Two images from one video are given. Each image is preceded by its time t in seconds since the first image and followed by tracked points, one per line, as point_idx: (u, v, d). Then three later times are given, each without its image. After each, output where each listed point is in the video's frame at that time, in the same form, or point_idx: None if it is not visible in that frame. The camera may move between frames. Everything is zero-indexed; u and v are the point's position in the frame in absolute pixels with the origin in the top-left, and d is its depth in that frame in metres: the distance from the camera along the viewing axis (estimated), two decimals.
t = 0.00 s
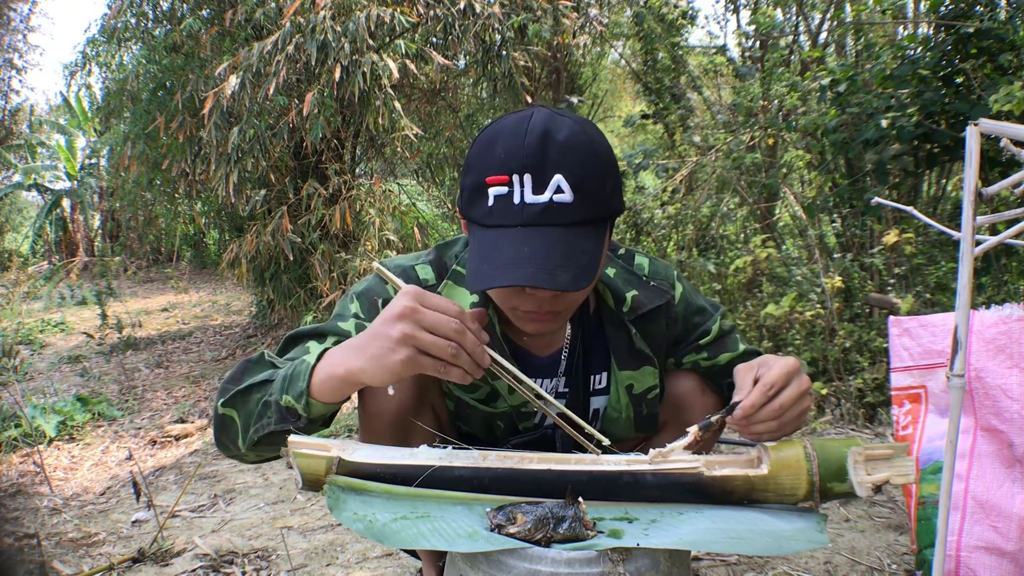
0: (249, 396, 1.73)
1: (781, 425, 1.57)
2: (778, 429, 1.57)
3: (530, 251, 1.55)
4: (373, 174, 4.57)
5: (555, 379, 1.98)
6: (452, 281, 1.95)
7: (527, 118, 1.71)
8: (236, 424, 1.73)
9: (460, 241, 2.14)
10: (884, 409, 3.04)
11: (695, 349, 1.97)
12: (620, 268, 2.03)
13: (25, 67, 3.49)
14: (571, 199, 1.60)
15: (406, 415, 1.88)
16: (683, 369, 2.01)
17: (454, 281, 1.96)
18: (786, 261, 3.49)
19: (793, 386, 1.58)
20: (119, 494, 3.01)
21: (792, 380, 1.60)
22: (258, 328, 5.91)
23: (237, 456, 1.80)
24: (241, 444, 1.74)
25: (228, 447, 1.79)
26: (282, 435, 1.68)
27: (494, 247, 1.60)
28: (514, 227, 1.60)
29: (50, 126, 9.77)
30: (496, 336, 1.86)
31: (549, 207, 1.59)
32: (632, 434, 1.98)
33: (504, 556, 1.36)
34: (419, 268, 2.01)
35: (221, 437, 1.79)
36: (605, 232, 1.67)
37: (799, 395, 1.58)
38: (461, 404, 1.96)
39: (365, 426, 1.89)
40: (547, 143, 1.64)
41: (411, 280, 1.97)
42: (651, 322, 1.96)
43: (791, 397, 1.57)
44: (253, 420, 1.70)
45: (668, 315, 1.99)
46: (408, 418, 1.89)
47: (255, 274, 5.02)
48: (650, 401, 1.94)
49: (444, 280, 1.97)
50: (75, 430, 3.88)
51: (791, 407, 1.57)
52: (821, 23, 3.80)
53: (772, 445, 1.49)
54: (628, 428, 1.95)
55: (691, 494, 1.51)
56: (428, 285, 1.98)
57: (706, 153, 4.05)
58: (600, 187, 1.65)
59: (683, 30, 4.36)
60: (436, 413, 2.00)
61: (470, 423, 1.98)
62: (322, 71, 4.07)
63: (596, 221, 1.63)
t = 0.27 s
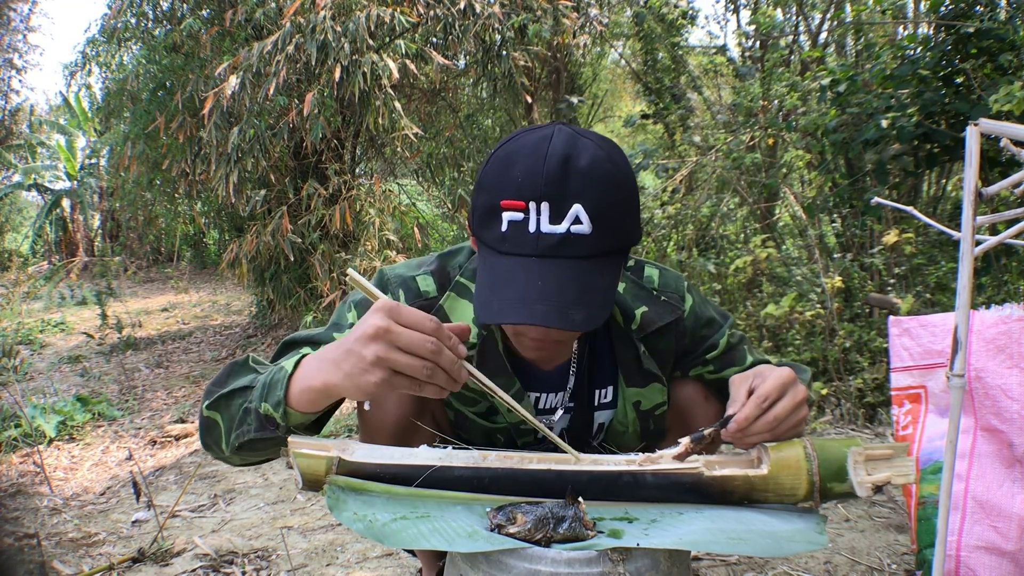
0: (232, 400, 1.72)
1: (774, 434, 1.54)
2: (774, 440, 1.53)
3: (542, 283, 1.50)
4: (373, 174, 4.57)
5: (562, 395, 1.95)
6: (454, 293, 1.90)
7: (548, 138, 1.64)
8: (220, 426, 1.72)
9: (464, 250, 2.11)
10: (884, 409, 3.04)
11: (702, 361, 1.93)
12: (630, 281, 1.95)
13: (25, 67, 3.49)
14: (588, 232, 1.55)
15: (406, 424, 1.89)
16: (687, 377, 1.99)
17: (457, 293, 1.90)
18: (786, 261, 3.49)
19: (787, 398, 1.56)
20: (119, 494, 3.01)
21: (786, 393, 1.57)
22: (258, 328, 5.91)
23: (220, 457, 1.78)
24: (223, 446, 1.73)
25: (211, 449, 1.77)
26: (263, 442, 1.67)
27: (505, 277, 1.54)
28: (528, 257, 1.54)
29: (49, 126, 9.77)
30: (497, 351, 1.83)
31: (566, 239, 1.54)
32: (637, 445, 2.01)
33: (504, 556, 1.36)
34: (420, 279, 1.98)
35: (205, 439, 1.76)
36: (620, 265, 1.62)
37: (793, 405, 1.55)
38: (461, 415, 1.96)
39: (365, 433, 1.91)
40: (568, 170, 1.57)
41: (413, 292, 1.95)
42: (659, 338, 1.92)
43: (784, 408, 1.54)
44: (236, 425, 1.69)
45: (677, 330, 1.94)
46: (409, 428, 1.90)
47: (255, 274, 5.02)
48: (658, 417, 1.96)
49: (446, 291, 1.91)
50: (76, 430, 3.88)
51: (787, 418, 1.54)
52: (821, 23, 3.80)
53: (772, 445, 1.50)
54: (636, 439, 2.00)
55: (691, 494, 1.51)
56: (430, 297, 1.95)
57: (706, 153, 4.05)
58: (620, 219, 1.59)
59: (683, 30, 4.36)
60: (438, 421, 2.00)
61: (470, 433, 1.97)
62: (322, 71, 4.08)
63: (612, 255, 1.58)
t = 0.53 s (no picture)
0: (227, 390, 1.72)
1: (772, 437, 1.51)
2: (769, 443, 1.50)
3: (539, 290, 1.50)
4: (373, 174, 4.57)
5: (558, 398, 1.94)
6: (451, 294, 1.90)
7: (545, 144, 1.64)
8: (212, 416, 1.71)
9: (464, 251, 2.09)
10: (884, 409, 3.04)
11: (700, 363, 1.92)
12: (629, 284, 1.95)
13: (25, 67, 3.49)
14: (585, 240, 1.54)
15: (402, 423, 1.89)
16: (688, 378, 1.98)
17: (454, 294, 1.90)
18: (786, 261, 3.49)
19: (785, 401, 1.53)
20: (119, 494, 3.01)
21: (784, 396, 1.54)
22: (258, 328, 5.91)
23: (213, 449, 1.77)
24: (214, 436, 1.72)
25: (204, 440, 1.76)
26: (252, 434, 1.65)
27: (501, 284, 1.54)
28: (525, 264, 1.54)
29: (49, 126, 9.77)
30: (493, 358, 1.83)
31: (563, 247, 1.53)
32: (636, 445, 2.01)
33: (504, 556, 1.36)
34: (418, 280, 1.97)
35: (199, 428, 1.76)
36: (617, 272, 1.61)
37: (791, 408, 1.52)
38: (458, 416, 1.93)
39: (364, 434, 1.91)
40: (565, 176, 1.57)
41: (411, 293, 1.94)
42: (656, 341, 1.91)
43: (783, 412, 1.51)
44: (227, 415, 1.68)
45: (676, 334, 1.93)
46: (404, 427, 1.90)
47: (255, 274, 5.02)
48: (655, 419, 1.95)
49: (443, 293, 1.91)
50: (75, 430, 3.88)
51: (784, 421, 1.50)
52: (821, 23, 3.80)
53: (772, 445, 1.50)
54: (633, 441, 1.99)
55: (691, 494, 1.51)
56: (427, 299, 1.93)
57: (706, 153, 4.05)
58: (617, 227, 1.59)
59: (683, 30, 4.35)
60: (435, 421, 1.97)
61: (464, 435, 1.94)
62: (322, 71, 4.08)
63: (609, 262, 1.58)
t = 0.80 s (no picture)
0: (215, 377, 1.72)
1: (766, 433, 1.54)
2: (763, 436, 1.53)
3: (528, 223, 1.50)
4: (373, 174, 4.57)
5: (552, 386, 1.95)
6: (448, 283, 1.91)
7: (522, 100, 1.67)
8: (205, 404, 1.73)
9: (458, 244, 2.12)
10: (883, 409, 3.04)
11: (694, 357, 1.94)
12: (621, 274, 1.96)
13: (25, 67, 3.49)
14: (571, 171, 1.56)
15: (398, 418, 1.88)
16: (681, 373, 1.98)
17: (451, 283, 1.92)
18: (786, 261, 3.49)
19: (781, 392, 1.54)
20: (119, 494, 3.01)
21: (780, 388, 1.56)
22: (258, 328, 5.92)
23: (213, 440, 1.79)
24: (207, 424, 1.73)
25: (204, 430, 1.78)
26: (234, 417, 1.66)
27: (493, 228, 1.54)
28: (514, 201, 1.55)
29: (49, 126, 9.76)
30: (490, 341, 1.86)
31: (549, 181, 1.55)
32: (630, 439, 1.96)
33: (504, 556, 1.36)
34: (414, 271, 1.99)
35: (199, 419, 1.79)
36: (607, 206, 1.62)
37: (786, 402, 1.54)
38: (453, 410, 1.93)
39: (363, 432, 1.91)
40: (543, 118, 1.59)
41: (406, 283, 1.95)
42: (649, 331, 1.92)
43: (778, 405, 1.53)
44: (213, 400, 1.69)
45: (668, 324, 1.93)
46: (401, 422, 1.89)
47: (255, 274, 5.02)
48: (648, 410, 1.91)
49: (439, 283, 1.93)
50: (76, 430, 3.88)
51: (779, 414, 1.53)
52: (821, 23, 3.81)
53: (772, 445, 1.50)
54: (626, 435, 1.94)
55: (691, 494, 1.51)
56: (423, 289, 1.95)
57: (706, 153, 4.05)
58: (601, 159, 1.61)
59: (683, 30, 4.35)
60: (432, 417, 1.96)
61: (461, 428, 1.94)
62: (322, 71, 4.08)
63: (597, 194, 1.58)
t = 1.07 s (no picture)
0: (219, 385, 1.74)
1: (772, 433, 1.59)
2: (768, 436, 1.58)
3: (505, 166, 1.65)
4: (373, 174, 4.58)
5: (545, 367, 1.99)
6: (443, 269, 1.97)
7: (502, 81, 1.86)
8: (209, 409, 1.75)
9: (451, 234, 2.16)
10: (884, 409, 3.04)
11: (684, 339, 1.98)
12: (609, 257, 2.03)
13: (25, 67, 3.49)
14: (543, 123, 1.72)
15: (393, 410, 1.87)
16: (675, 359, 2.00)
17: (444, 269, 1.98)
18: (786, 261, 3.49)
19: (788, 401, 1.59)
20: (119, 493, 3.01)
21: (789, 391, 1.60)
22: (258, 328, 5.91)
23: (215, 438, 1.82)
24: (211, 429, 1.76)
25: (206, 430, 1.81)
26: (244, 428, 1.69)
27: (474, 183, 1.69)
28: (490, 150, 1.69)
29: (49, 126, 9.76)
30: (486, 322, 1.92)
31: (522, 130, 1.70)
32: (621, 424, 1.96)
33: (504, 556, 1.36)
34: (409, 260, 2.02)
35: (200, 418, 1.80)
36: (581, 160, 1.76)
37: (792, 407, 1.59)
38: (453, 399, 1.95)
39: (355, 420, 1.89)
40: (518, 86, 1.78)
41: (403, 271, 1.98)
42: (638, 311, 1.96)
43: (784, 411, 1.58)
44: (219, 411, 1.72)
45: (656, 305, 1.98)
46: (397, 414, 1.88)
47: (255, 274, 5.02)
48: (636, 390, 1.93)
49: (434, 269, 1.98)
50: (75, 430, 3.88)
51: (786, 420, 1.59)
52: (821, 23, 3.80)
53: (772, 444, 1.50)
54: (616, 417, 1.95)
55: (691, 494, 1.51)
56: (420, 275, 1.97)
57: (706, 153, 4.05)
58: (573, 119, 1.77)
59: (683, 30, 4.34)
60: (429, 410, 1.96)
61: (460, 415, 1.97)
62: (322, 71, 4.08)
63: (569, 146, 1.73)
